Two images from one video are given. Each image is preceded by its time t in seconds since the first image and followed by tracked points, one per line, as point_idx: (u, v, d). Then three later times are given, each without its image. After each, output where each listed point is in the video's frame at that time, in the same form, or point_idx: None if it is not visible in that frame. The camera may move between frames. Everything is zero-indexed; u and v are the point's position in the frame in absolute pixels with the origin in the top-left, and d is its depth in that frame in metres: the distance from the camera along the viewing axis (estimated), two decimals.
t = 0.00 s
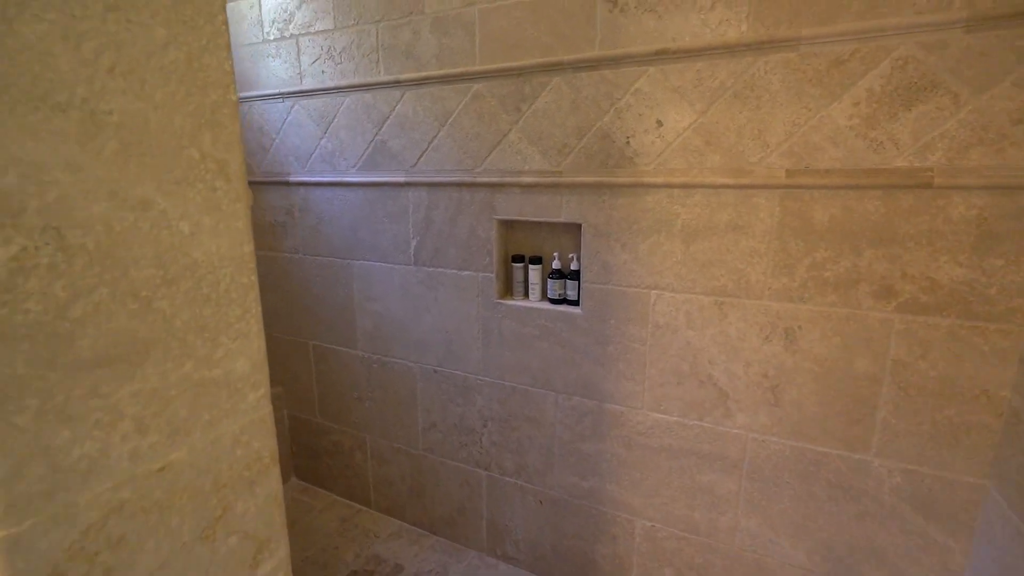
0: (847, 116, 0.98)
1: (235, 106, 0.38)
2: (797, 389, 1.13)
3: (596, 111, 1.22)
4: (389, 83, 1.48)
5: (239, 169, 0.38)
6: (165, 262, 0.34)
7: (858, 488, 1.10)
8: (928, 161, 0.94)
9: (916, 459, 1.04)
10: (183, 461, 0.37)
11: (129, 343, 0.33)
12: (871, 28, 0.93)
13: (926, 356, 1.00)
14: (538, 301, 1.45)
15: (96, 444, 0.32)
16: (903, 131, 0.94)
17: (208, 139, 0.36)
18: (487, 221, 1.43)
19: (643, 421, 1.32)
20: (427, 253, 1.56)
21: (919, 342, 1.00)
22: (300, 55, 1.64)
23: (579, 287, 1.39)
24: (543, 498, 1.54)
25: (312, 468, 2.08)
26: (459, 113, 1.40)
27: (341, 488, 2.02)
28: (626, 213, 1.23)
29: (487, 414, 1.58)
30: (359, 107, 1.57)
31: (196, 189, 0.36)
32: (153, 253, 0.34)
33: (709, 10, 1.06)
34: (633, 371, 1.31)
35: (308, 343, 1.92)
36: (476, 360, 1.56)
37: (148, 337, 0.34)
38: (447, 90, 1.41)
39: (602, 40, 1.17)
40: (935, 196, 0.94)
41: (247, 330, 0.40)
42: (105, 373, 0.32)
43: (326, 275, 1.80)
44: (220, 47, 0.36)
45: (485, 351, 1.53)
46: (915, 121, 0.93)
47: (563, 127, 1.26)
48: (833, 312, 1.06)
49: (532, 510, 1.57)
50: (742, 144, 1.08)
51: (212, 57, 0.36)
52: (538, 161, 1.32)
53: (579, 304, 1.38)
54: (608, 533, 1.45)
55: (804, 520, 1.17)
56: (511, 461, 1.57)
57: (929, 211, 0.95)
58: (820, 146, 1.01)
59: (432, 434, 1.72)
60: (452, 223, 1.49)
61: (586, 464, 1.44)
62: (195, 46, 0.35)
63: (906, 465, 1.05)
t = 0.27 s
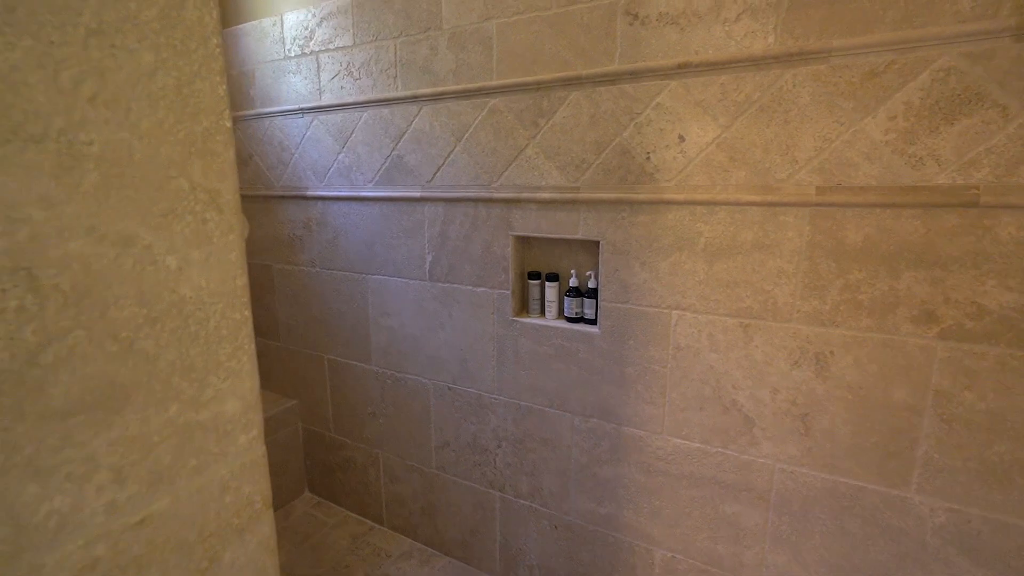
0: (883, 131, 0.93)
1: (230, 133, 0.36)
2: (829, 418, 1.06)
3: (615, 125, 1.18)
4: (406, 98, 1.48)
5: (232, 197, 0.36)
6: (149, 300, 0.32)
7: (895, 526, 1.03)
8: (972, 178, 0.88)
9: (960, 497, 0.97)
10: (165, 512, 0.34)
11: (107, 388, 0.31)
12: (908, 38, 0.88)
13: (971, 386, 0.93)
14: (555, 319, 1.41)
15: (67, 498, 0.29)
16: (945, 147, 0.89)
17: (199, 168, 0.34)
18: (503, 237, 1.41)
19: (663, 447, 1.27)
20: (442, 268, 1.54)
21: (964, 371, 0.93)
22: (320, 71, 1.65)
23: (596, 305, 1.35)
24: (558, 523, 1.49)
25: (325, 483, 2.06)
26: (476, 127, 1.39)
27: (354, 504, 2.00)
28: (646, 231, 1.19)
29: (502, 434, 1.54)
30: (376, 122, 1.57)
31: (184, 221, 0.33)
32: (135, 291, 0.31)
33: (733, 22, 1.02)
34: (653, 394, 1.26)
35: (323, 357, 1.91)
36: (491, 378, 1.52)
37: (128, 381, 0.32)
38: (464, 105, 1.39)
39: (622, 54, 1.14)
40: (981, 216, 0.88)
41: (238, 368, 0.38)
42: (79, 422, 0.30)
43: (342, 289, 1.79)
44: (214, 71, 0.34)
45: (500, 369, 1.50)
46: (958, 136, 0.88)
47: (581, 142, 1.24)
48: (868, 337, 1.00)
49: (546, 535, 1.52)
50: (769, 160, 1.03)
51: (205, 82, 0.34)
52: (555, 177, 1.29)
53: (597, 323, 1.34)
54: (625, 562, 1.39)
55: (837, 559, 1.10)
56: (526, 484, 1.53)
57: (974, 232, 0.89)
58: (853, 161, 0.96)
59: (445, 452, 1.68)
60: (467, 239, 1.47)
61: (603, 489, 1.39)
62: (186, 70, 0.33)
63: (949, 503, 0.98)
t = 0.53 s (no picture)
0: (925, 144, 0.87)
1: (222, 154, 0.34)
2: (867, 450, 0.99)
3: (637, 140, 1.15)
4: (424, 113, 1.47)
5: (223, 223, 0.34)
6: (127, 336, 0.29)
7: (944, 570, 0.95)
8: None
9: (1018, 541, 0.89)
10: (140, 568, 0.31)
11: (78, 434, 0.28)
12: (952, 46, 0.83)
13: None
14: (573, 338, 1.36)
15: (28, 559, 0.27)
16: (995, 160, 0.83)
17: (186, 193, 0.32)
18: (520, 254, 1.37)
19: (687, 475, 1.20)
20: (458, 285, 1.52)
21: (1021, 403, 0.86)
22: (340, 88, 1.66)
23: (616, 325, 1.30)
24: (575, 551, 1.43)
25: (339, 500, 2.04)
26: (494, 142, 1.36)
27: (367, 523, 1.96)
28: (669, 248, 1.14)
29: (518, 456, 1.49)
30: (395, 137, 1.56)
31: (168, 250, 0.31)
32: (111, 327, 0.29)
33: (761, 33, 0.98)
34: (676, 419, 1.20)
35: (339, 373, 1.90)
36: (507, 398, 1.48)
37: (102, 425, 0.29)
38: (482, 120, 1.37)
39: (644, 67, 1.11)
40: None
41: (227, 406, 0.35)
42: (44, 472, 0.27)
43: (359, 305, 1.78)
44: (204, 89, 0.32)
45: (517, 389, 1.46)
46: (1010, 149, 0.82)
47: (601, 157, 1.20)
48: (912, 364, 0.93)
49: (563, 563, 1.46)
50: (800, 176, 0.98)
51: (193, 100, 0.32)
52: (574, 192, 1.26)
53: (617, 343, 1.29)
54: None
55: None
56: (542, 509, 1.47)
57: None
58: (892, 176, 0.90)
59: (460, 473, 1.64)
60: (484, 255, 1.44)
61: (624, 517, 1.32)
62: (172, 89, 0.31)
63: (1005, 547, 0.90)
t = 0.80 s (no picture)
0: (977, 159, 0.81)
1: (209, 181, 0.31)
2: (914, 487, 0.91)
3: (661, 154, 1.10)
4: (444, 128, 1.45)
5: (209, 256, 0.31)
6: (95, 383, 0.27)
7: None
8: None
9: None
10: None
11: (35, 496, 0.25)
12: (1007, 53, 0.77)
13: None
14: (594, 358, 1.32)
15: None
16: None
17: (166, 225, 0.29)
18: (540, 270, 1.34)
19: (714, 507, 1.13)
20: (476, 301, 1.49)
21: None
22: (361, 103, 1.66)
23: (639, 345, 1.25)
24: None
25: (355, 516, 2.01)
26: (513, 156, 1.34)
27: (382, 541, 1.93)
28: (696, 266, 1.09)
29: (536, 479, 1.44)
30: (414, 152, 1.55)
31: (144, 287, 0.28)
32: (77, 375, 0.26)
33: (793, 42, 0.93)
34: (703, 446, 1.13)
35: (356, 388, 1.88)
36: (525, 418, 1.44)
37: (64, 484, 0.26)
38: (501, 134, 1.35)
39: (668, 79, 1.07)
40: None
41: (209, 456, 0.32)
42: None
43: (376, 320, 1.77)
44: (189, 111, 0.29)
45: (535, 409, 1.41)
46: None
47: (624, 172, 1.16)
48: (964, 396, 0.86)
49: None
50: (837, 191, 0.92)
51: (176, 124, 0.29)
52: (595, 208, 1.21)
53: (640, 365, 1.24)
54: None
55: None
56: (561, 535, 1.42)
57: None
58: (940, 193, 0.84)
59: (476, 494, 1.60)
60: (503, 271, 1.41)
61: (647, 548, 1.26)
62: (152, 113, 0.28)
63: None
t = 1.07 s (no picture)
0: None
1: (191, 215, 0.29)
2: (967, 530, 0.84)
3: (687, 168, 1.06)
4: (463, 142, 1.44)
5: (191, 297, 0.28)
6: (58, 441, 0.24)
7: None
8: None
9: None
10: None
11: None
12: None
13: None
14: (615, 379, 1.27)
15: None
16: None
17: (142, 265, 0.27)
18: (559, 287, 1.30)
19: (744, 541, 1.06)
20: (494, 317, 1.45)
21: None
22: (381, 118, 1.67)
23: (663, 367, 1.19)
24: None
25: (370, 533, 1.99)
26: (533, 171, 1.31)
27: (398, 559, 1.90)
28: (723, 286, 1.04)
29: (555, 503, 1.39)
30: (433, 166, 1.54)
31: (115, 333, 0.26)
32: (38, 432, 0.24)
33: (828, 51, 0.88)
34: (732, 476, 1.07)
35: (374, 403, 1.87)
36: (544, 440, 1.39)
37: (20, 555, 0.23)
38: (521, 148, 1.32)
39: (694, 91, 1.03)
40: None
41: (188, 513, 0.29)
42: None
43: (394, 334, 1.75)
44: (170, 142, 0.27)
45: (555, 430, 1.37)
46: None
47: (647, 187, 1.12)
48: None
49: None
50: (878, 208, 0.86)
51: (154, 155, 0.27)
52: (617, 224, 1.17)
53: (664, 387, 1.18)
54: None
55: None
56: (580, 562, 1.36)
57: None
58: (995, 210, 0.77)
59: (493, 515, 1.55)
60: (522, 287, 1.38)
61: None
62: (129, 145, 0.26)
63: None
